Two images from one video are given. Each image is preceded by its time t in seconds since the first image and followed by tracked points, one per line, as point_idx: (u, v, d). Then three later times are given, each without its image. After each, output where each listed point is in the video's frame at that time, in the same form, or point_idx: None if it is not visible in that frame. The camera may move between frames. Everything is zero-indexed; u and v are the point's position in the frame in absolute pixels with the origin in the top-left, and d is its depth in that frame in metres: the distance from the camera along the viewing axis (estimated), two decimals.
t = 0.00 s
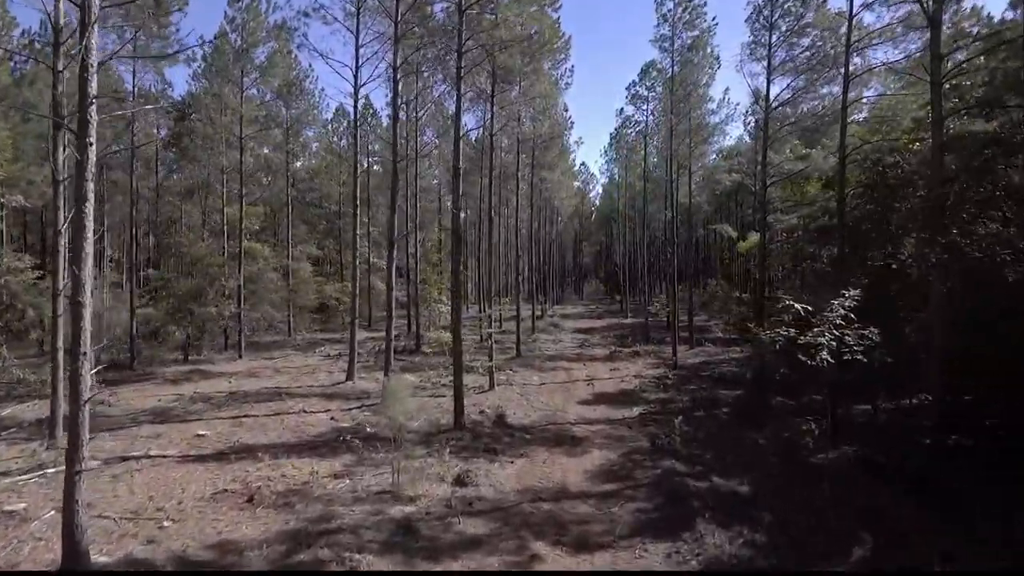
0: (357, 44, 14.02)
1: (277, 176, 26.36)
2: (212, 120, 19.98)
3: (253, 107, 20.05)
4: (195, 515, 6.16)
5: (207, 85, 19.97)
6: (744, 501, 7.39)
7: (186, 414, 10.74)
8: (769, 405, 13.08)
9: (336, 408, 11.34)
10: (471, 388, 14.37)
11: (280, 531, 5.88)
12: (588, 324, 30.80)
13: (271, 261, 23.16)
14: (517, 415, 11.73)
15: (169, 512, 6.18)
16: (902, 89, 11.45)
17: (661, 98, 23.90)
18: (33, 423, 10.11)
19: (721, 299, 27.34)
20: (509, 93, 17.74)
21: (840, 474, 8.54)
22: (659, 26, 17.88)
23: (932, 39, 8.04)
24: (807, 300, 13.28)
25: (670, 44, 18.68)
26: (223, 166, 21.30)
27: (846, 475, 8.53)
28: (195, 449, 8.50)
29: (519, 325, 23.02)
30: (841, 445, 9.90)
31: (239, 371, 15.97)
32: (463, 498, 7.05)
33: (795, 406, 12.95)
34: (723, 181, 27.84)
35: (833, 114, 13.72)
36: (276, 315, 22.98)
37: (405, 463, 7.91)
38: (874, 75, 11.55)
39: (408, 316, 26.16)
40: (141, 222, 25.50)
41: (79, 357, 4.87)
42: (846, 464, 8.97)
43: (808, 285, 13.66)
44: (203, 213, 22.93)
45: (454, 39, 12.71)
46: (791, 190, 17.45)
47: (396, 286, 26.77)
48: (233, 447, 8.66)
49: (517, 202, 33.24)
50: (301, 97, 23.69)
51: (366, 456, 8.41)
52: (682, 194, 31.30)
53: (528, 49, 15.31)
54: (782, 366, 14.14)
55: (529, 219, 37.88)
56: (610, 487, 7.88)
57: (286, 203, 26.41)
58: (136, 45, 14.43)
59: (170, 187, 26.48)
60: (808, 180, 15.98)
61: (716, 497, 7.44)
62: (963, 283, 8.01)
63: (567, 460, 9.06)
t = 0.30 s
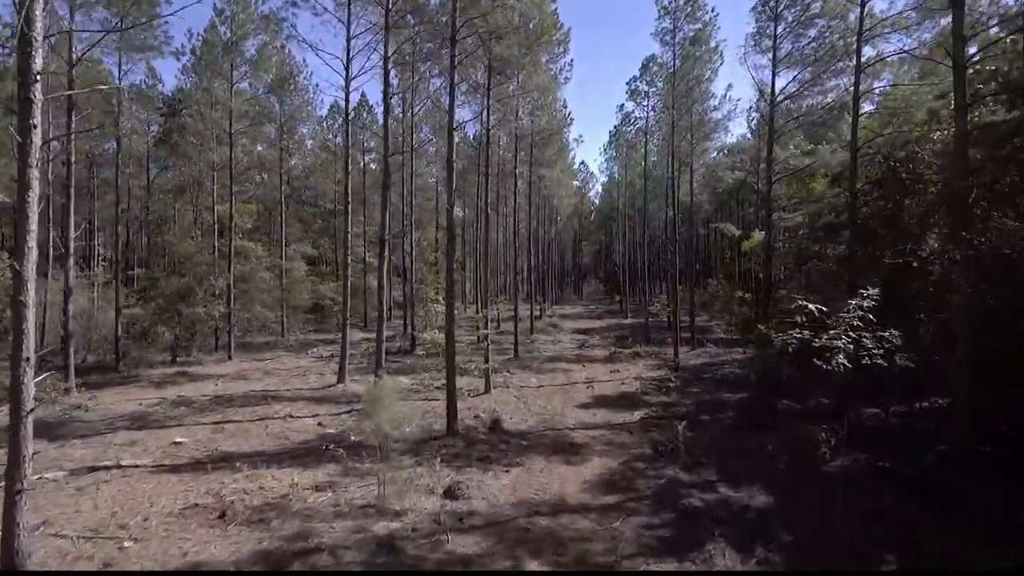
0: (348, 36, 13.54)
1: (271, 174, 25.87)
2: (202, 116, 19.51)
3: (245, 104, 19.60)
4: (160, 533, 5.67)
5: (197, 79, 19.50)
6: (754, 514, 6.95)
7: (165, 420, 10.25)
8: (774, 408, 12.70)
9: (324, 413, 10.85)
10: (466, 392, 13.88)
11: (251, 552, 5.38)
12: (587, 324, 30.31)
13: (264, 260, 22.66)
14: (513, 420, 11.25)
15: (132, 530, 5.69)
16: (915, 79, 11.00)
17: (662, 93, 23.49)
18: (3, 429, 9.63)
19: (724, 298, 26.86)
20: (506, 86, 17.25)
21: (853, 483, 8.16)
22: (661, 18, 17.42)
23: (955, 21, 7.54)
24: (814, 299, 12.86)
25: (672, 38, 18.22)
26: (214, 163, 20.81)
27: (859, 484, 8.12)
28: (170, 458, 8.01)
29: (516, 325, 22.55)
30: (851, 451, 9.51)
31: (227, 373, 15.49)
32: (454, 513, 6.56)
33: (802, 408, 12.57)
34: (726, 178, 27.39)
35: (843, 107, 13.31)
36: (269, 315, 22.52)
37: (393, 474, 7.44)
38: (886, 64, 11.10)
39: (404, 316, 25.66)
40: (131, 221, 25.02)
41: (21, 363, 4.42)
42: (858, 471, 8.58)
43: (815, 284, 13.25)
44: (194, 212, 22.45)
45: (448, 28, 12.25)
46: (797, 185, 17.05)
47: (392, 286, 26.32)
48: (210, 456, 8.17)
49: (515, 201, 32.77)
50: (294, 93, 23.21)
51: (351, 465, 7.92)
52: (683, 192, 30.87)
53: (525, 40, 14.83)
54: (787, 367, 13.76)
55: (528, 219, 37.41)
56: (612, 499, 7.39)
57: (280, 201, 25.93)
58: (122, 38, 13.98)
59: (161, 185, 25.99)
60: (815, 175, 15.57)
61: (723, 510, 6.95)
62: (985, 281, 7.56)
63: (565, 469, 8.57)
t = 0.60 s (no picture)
0: (338, 25, 13.10)
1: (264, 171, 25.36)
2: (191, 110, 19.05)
3: (236, 99, 19.14)
4: (117, 556, 5.17)
5: (186, 74, 19.01)
6: (766, 533, 6.44)
7: (143, 425, 9.75)
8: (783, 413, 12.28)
9: (310, 418, 10.36)
10: (461, 395, 13.39)
11: None
12: (586, 325, 29.82)
13: (255, 259, 22.17)
14: (510, 426, 10.77)
15: (87, 552, 5.18)
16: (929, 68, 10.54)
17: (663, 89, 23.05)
18: None
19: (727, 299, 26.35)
20: (503, 79, 16.79)
21: (870, 495, 7.73)
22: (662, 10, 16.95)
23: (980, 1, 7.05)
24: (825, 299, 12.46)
25: (673, 30, 17.75)
26: (204, 159, 20.33)
27: (876, 497, 7.69)
28: (141, 469, 7.51)
29: (514, 326, 22.06)
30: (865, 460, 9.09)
31: (214, 375, 15.00)
32: (443, 530, 6.06)
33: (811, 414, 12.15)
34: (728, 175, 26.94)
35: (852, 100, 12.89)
36: (261, 316, 22.05)
37: (380, 486, 6.95)
38: (899, 52, 10.63)
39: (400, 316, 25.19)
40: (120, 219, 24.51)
41: None
42: (874, 482, 8.16)
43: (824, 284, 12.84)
44: (184, 210, 21.97)
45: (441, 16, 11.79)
46: (802, 181, 16.62)
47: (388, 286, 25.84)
48: (185, 465, 7.67)
49: (514, 199, 32.30)
50: (287, 88, 22.72)
51: (335, 476, 7.42)
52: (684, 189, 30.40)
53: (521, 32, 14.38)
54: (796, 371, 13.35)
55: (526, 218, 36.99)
56: (613, 513, 6.89)
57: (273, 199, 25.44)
58: (105, 29, 13.51)
59: (151, 183, 25.49)
60: (822, 171, 15.14)
61: (733, 527, 6.45)
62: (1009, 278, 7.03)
63: (565, 480, 8.08)
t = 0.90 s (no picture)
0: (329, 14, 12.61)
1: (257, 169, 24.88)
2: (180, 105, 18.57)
3: (228, 95, 18.65)
4: None
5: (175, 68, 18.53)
6: (778, 547, 5.96)
7: (118, 432, 9.25)
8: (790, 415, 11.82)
9: (296, 425, 9.86)
10: (455, 399, 12.91)
11: None
12: (586, 325, 29.34)
13: (248, 258, 21.70)
14: (506, 432, 10.25)
15: None
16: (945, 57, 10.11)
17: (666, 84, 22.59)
18: None
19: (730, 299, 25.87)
20: (501, 72, 16.32)
21: (887, 505, 7.26)
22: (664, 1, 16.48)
23: None
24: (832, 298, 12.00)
25: (676, 23, 17.28)
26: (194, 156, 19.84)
27: (889, 504, 7.30)
28: (109, 481, 7.01)
29: (512, 326, 21.58)
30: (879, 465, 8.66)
31: (201, 378, 14.50)
32: (429, 550, 5.57)
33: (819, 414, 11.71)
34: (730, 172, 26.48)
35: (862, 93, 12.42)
36: (253, 316, 21.56)
37: (363, 501, 6.42)
38: (913, 41, 10.19)
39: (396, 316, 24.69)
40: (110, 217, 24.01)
41: None
42: (891, 491, 7.69)
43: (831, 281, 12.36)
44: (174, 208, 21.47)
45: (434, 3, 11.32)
46: (807, 177, 16.17)
47: (384, 286, 25.36)
48: (156, 477, 7.17)
49: (512, 198, 31.81)
50: (279, 83, 22.24)
51: (316, 488, 6.93)
52: (684, 187, 29.94)
53: (519, 22, 13.90)
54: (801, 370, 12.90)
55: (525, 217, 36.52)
56: (614, 530, 6.40)
57: (267, 198, 24.95)
58: (86, 18, 13.02)
59: (142, 181, 24.99)
60: (829, 166, 14.68)
61: (744, 546, 5.93)
62: None
63: (562, 491, 7.59)
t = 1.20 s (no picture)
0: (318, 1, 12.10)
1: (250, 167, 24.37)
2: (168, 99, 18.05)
3: (218, 89, 18.11)
4: None
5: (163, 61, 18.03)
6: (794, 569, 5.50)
7: (90, 440, 8.74)
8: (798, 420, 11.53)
9: (279, 432, 9.36)
10: (450, 403, 12.41)
11: None
12: (586, 326, 28.82)
13: (239, 257, 21.19)
14: (500, 440, 9.75)
15: None
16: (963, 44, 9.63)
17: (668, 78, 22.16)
18: None
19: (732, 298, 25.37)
20: (498, 64, 15.81)
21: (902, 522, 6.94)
22: None
23: None
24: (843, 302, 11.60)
25: (678, 15, 16.80)
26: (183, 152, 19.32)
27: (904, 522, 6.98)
28: (70, 496, 6.49)
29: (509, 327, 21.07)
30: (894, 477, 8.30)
31: (187, 381, 14.00)
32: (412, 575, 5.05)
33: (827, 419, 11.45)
34: (732, 169, 26.03)
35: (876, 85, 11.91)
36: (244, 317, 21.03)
37: (343, 519, 5.92)
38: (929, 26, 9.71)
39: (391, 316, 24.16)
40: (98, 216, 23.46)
41: None
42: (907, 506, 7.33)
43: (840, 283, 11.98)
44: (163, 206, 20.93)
45: None
46: (815, 172, 15.73)
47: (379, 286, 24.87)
48: (121, 491, 6.65)
49: (511, 196, 31.31)
50: (272, 78, 21.74)
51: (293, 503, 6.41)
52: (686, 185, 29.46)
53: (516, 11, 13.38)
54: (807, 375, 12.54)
55: (523, 216, 36.00)
56: (615, 550, 5.89)
57: (260, 196, 24.42)
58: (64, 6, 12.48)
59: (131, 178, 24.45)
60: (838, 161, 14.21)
61: (758, 568, 5.40)
62: None
63: (560, 505, 7.08)
